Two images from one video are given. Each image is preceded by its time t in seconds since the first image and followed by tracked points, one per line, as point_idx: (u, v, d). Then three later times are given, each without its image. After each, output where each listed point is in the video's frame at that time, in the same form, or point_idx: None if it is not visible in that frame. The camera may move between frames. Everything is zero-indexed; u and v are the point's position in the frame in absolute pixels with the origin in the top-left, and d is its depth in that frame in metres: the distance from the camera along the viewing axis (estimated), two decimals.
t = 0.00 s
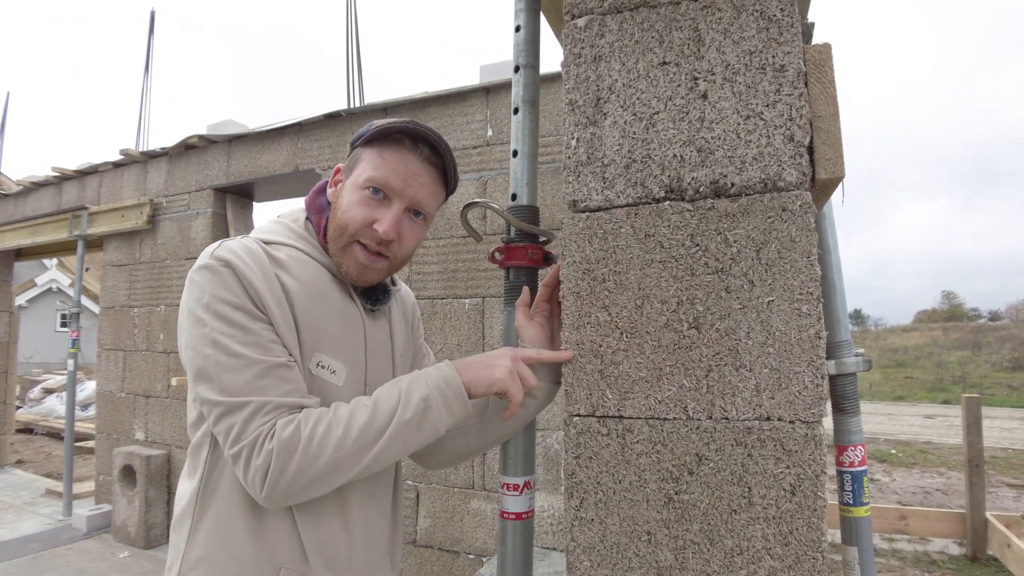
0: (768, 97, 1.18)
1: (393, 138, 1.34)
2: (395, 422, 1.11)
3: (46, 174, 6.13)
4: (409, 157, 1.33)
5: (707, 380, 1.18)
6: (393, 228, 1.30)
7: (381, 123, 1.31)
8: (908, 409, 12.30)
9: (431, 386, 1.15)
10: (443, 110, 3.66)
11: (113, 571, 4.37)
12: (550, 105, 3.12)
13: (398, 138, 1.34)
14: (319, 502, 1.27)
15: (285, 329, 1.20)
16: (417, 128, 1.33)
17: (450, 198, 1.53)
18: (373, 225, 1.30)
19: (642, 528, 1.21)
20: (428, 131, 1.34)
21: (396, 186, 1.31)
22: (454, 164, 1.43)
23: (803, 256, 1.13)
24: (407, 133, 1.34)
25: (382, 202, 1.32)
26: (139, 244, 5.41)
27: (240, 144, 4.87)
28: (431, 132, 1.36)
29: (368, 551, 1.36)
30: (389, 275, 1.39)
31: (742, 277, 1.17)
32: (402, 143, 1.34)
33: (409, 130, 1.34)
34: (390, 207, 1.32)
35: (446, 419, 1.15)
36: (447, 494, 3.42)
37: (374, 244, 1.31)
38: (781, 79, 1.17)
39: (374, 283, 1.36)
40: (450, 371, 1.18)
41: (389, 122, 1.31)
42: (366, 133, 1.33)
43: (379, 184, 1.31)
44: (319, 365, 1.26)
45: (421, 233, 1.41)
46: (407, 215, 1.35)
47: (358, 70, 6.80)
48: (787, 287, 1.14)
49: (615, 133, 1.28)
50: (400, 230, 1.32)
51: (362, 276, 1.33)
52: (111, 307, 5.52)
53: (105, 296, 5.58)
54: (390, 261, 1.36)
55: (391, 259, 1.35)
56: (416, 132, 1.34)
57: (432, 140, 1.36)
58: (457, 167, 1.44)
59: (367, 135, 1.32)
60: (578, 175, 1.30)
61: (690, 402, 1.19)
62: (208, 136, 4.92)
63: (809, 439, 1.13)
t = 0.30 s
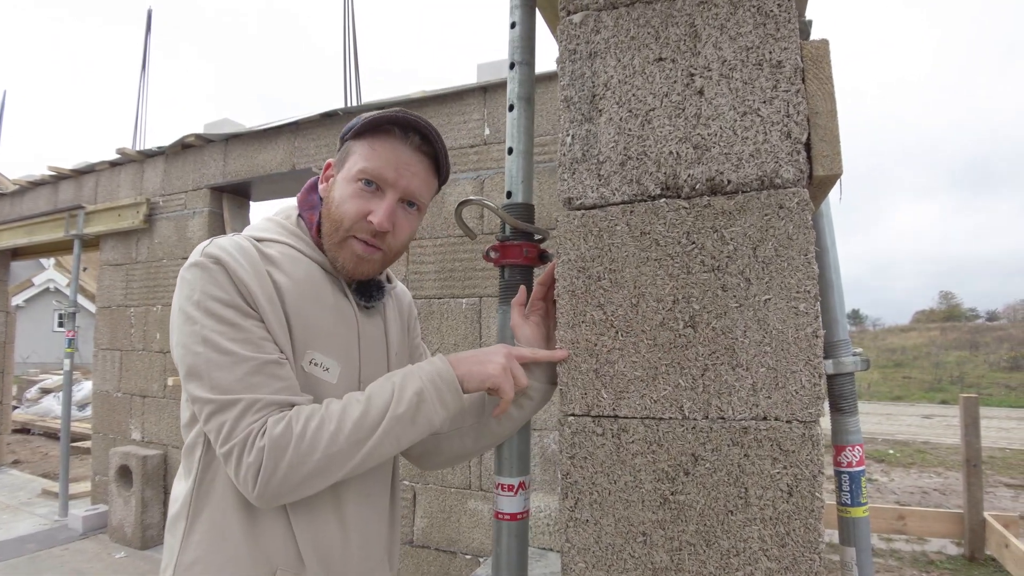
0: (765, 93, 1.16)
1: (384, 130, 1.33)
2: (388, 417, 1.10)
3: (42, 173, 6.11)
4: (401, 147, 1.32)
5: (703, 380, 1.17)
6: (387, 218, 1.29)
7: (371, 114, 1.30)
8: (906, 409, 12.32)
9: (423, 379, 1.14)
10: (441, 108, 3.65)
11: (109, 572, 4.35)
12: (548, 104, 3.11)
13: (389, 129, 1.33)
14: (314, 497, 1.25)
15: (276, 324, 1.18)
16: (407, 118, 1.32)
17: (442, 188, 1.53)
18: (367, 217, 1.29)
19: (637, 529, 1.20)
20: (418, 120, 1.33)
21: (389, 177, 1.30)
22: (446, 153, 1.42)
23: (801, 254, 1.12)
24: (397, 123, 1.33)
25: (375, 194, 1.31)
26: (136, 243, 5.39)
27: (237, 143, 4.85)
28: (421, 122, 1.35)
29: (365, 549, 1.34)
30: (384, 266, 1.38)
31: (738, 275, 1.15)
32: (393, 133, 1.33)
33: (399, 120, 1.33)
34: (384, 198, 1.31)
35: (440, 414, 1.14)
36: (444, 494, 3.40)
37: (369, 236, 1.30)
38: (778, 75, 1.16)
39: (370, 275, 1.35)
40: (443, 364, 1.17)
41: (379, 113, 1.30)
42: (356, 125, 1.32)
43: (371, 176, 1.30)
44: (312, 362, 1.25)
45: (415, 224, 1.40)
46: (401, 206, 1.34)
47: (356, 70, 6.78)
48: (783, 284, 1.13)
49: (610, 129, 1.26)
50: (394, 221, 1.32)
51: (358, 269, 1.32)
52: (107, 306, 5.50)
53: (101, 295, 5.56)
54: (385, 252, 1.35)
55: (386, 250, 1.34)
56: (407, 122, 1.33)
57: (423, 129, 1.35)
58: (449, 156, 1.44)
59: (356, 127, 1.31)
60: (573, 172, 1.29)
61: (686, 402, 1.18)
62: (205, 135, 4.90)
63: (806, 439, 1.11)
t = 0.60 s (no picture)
0: (760, 89, 1.15)
1: (377, 128, 1.31)
2: (379, 416, 1.08)
3: (38, 173, 6.08)
4: (394, 146, 1.31)
5: (696, 378, 1.15)
6: (379, 218, 1.28)
7: (363, 112, 1.29)
8: (904, 409, 12.31)
9: (413, 378, 1.12)
10: (437, 108, 3.63)
11: (105, 572, 4.33)
12: (544, 104, 3.09)
13: (382, 127, 1.32)
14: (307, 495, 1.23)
15: (266, 323, 1.17)
16: (400, 116, 1.31)
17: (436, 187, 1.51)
18: (360, 216, 1.27)
19: (630, 529, 1.19)
20: (411, 118, 1.32)
21: (382, 176, 1.29)
22: (439, 151, 1.41)
23: (795, 251, 1.11)
24: (390, 121, 1.32)
25: (368, 193, 1.30)
26: (132, 243, 5.37)
27: (233, 142, 4.83)
28: (414, 119, 1.34)
29: (359, 548, 1.32)
30: (377, 266, 1.36)
31: (732, 273, 1.14)
32: (386, 132, 1.31)
33: (392, 119, 1.32)
34: (376, 197, 1.30)
35: (431, 413, 1.12)
36: (440, 494, 3.39)
37: (361, 236, 1.28)
38: (772, 71, 1.15)
39: (363, 276, 1.34)
40: (434, 362, 1.15)
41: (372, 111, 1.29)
42: (348, 123, 1.31)
43: (364, 174, 1.29)
44: (303, 361, 1.24)
45: (408, 223, 1.38)
46: (394, 205, 1.33)
47: (353, 69, 6.77)
48: (777, 282, 1.12)
49: (603, 126, 1.25)
50: (387, 220, 1.30)
51: (350, 269, 1.30)
52: (103, 306, 5.48)
53: (98, 295, 5.54)
54: (378, 252, 1.33)
55: (379, 250, 1.33)
56: (399, 120, 1.32)
57: (416, 128, 1.34)
58: (443, 155, 1.42)
59: (349, 125, 1.29)
60: (566, 169, 1.28)
61: (679, 401, 1.16)
62: (201, 134, 4.88)
63: (801, 438, 1.10)
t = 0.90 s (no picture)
0: (752, 88, 1.14)
1: (366, 127, 1.30)
2: (368, 420, 1.08)
3: (35, 173, 6.07)
4: (385, 145, 1.30)
5: (687, 380, 1.15)
6: (372, 218, 1.27)
7: (353, 111, 1.28)
8: (902, 409, 12.32)
9: (404, 382, 1.12)
10: (434, 108, 3.62)
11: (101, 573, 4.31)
12: (540, 104, 3.09)
13: (371, 126, 1.31)
14: (298, 498, 1.23)
15: (255, 325, 1.16)
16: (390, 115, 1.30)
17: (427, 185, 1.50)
18: (352, 217, 1.27)
19: (622, 531, 1.18)
20: (401, 117, 1.31)
21: (373, 176, 1.28)
22: (431, 149, 1.40)
23: (788, 252, 1.10)
24: (380, 120, 1.31)
25: (359, 193, 1.29)
26: (129, 243, 5.36)
27: (230, 142, 4.82)
28: (405, 117, 1.32)
29: (352, 550, 1.31)
30: (371, 266, 1.36)
31: (724, 273, 1.13)
32: (376, 131, 1.30)
33: (382, 117, 1.31)
34: (368, 197, 1.29)
35: (422, 418, 1.12)
36: (436, 495, 3.38)
37: (354, 236, 1.27)
38: (765, 70, 1.14)
39: (356, 275, 1.33)
40: (426, 367, 1.14)
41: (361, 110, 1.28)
42: (337, 123, 1.30)
43: (355, 175, 1.28)
44: (292, 363, 1.23)
45: (401, 222, 1.38)
46: (386, 204, 1.32)
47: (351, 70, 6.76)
48: (770, 283, 1.11)
49: (595, 126, 1.25)
50: (379, 220, 1.30)
51: (342, 269, 1.30)
52: (100, 306, 5.46)
53: (95, 295, 5.53)
54: (371, 252, 1.32)
55: (372, 250, 1.32)
56: (390, 119, 1.31)
57: (407, 126, 1.33)
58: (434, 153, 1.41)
59: (338, 125, 1.28)
60: (558, 169, 1.27)
61: (671, 403, 1.16)
62: (198, 135, 4.87)
63: (793, 441, 1.09)
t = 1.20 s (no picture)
0: (752, 86, 1.13)
1: (356, 127, 1.28)
2: (360, 424, 1.06)
3: (33, 173, 6.05)
4: (375, 145, 1.28)
5: (687, 382, 1.13)
6: (362, 219, 1.26)
7: (342, 111, 1.26)
8: (901, 409, 12.31)
9: (397, 386, 1.10)
10: (432, 108, 3.61)
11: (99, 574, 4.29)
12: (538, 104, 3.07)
13: (361, 126, 1.29)
14: (291, 500, 1.21)
15: (246, 326, 1.14)
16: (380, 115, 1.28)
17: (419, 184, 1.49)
18: (341, 218, 1.25)
19: (621, 535, 1.16)
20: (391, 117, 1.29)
21: (362, 177, 1.26)
22: (422, 149, 1.38)
23: (788, 251, 1.09)
24: (370, 120, 1.29)
25: (349, 194, 1.27)
26: (127, 243, 5.33)
27: (228, 142, 4.80)
28: (395, 117, 1.30)
29: (347, 554, 1.29)
30: (361, 267, 1.34)
31: (724, 273, 1.12)
32: (365, 131, 1.28)
33: (372, 117, 1.29)
34: (358, 198, 1.28)
35: (415, 422, 1.10)
36: (435, 496, 3.36)
37: (343, 237, 1.26)
38: (765, 67, 1.12)
39: (347, 277, 1.32)
40: (420, 371, 1.13)
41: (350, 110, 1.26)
42: (327, 122, 1.28)
43: (344, 175, 1.26)
44: (284, 364, 1.21)
45: (392, 223, 1.36)
46: (377, 205, 1.31)
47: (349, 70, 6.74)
48: (770, 283, 1.10)
49: (593, 124, 1.23)
50: (369, 221, 1.28)
51: (333, 270, 1.28)
52: (98, 307, 5.44)
53: (92, 295, 5.50)
54: (361, 253, 1.31)
55: (362, 251, 1.31)
56: (380, 118, 1.29)
57: (397, 126, 1.31)
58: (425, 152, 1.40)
59: (326, 124, 1.26)
60: (556, 168, 1.26)
61: (671, 404, 1.14)
62: (196, 134, 4.85)
63: (794, 443, 1.08)
